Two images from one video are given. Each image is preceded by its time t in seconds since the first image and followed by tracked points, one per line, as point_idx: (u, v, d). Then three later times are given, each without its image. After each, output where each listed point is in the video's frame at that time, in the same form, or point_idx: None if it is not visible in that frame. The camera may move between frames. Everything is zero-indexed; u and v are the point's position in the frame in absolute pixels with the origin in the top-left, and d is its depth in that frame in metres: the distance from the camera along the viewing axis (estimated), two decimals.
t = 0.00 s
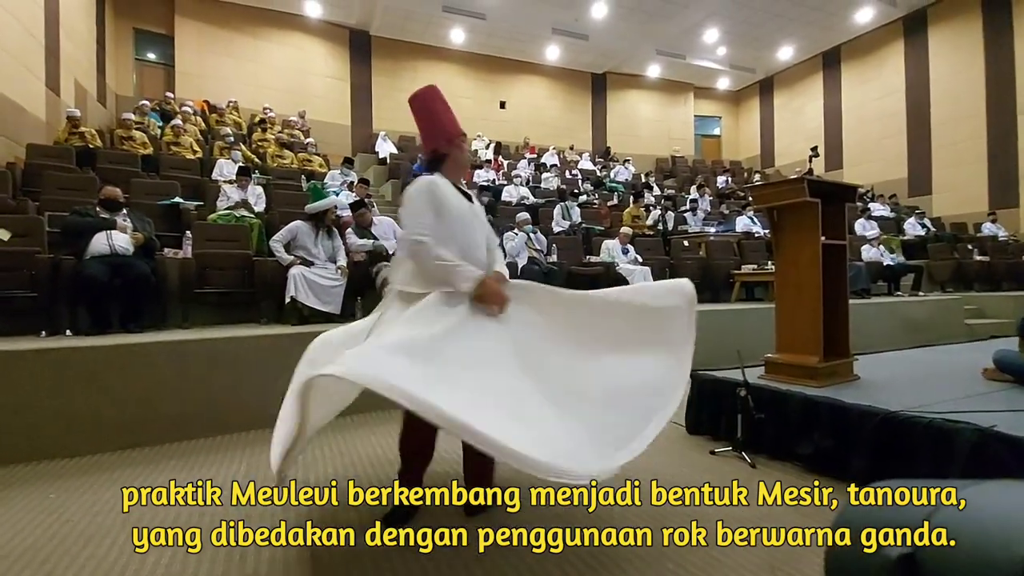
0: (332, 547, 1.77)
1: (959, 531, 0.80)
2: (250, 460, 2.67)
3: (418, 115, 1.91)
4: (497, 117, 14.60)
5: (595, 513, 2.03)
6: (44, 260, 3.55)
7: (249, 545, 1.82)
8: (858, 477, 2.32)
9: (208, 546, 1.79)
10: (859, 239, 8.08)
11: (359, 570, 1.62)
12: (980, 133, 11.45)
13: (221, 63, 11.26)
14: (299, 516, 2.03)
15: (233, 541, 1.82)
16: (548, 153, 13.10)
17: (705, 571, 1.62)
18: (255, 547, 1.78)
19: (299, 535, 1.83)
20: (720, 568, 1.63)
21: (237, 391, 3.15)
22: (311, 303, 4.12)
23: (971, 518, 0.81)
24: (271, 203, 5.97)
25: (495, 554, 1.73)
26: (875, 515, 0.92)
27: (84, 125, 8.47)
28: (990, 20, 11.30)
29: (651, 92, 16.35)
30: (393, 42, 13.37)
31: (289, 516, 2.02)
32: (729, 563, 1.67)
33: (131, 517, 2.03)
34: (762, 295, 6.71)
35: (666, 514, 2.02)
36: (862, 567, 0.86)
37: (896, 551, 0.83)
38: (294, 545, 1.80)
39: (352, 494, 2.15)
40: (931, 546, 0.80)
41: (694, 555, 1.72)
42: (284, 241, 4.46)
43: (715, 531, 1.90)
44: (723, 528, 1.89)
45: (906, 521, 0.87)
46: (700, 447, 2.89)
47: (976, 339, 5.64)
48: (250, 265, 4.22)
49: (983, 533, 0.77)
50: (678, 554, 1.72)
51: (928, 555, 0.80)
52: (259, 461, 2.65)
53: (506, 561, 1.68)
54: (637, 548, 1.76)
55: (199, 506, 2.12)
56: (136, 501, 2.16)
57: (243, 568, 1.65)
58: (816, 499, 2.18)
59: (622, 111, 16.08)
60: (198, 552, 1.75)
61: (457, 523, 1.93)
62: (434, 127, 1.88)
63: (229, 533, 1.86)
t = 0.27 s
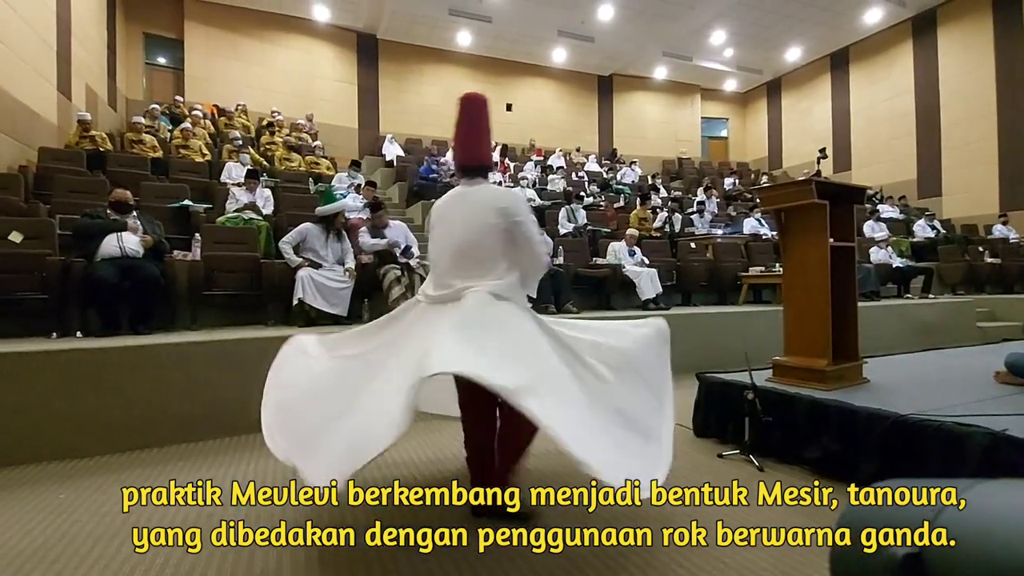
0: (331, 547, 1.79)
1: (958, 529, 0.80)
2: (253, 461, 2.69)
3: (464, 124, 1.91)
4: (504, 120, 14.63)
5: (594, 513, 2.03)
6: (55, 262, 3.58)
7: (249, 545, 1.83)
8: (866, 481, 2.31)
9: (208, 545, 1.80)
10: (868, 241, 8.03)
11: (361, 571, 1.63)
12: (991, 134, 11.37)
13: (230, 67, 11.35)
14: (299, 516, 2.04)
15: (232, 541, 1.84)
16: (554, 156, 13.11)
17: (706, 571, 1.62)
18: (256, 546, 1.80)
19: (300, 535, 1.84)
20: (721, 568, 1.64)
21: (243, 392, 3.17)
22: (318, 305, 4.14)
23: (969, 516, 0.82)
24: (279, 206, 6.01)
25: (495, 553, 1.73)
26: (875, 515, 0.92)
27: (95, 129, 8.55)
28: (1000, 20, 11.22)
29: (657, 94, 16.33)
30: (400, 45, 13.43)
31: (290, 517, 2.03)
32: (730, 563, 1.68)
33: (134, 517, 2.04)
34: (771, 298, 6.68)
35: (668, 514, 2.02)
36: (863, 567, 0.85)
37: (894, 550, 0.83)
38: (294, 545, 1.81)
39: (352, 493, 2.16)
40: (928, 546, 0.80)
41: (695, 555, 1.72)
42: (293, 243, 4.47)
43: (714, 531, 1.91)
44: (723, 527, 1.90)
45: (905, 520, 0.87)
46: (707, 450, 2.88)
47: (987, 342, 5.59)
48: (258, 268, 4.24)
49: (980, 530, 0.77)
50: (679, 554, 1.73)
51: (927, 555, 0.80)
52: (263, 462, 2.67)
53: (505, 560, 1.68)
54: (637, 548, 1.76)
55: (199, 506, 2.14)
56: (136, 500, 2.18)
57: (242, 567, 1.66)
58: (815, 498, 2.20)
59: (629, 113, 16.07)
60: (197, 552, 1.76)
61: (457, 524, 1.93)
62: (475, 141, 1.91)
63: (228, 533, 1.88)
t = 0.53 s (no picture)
0: (331, 547, 1.80)
1: (962, 539, 0.79)
2: (256, 461, 2.71)
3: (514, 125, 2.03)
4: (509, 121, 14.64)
5: (595, 513, 2.03)
6: (64, 264, 3.60)
7: (250, 545, 1.84)
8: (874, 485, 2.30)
9: (208, 546, 1.81)
10: (876, 242, 7.98)
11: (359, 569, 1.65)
12: (1000, 134, 11.28)
13: (237, 70, 11.41)
14: (299, 516, 2.06)
15: (232, 541, 1.85)
16: (559, 157, 13.11)
17: (707, 571, 1.63)
18: (257, 545, 1.82)
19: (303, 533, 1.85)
20: (722, 568, 1.64)
21: (247, 394, 3.17)
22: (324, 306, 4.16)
23: (974, 523, 0.81)
24: (285, 208, 6.02)
25: (495, 554, 1.73)
26: (879, 515, 0.91)
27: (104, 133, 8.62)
28: (1009, 19, 11.14)
29: (663, 95, 16.30)
30: (406, 48, 13.46)
31: (292, 517, 2.05)
32: (731, 563, 1.68)
33: (139, 517, 2.06)
34: (777, 299, 6.65)
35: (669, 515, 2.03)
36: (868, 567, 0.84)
37: (899, 556, 0.82)
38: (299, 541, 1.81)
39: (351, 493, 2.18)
40: (930, 550, 0.80)
41: (696, 555, 1.73)
42: (298, 245, 4.46)
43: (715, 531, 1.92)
44: (723, 527, 1.91)
45: (907, 522, 0.87)
46: (714, 452, 2.87)
47: (996, 343, 5.55)
48: (264, 269, 4.24)
49: (986, 546, 0.76)
50: (681, 554, 1.73)
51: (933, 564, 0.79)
52: (265, 462, 2.69)
53: (505, 561, 1.69)
54: (638, 548, 1.76)
55: (200, 506, 2.16)
56: (136, 501, 2.20)
57: (243, 567, 1.67)
58: (816, 499, 2.24)
59: (634, 114, 16.05)
60: (198, 552, 1.77)
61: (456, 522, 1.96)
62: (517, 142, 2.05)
63: (228, 533, 1.89)
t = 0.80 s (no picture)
0: (331, 547, 1.81)
1: (959, 541, 0.79)
2: (258, 462, 2.72)
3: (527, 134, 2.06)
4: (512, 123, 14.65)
5: (596, 514, 2.05)
6: (70, 266, 3.62)
7: (249, 545, 1.85)
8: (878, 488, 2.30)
9: (208, 546, 1.82)
10: (881, 244, 7.95)
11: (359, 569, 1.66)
12: (1006, 135, 11.24)
13: (242, 73, 11.46)
14: (300, 516, 2.07)
15: (233, 541, 1.86)
16: (563, 159, 13.12)
17: (708, 571, 1.64)
18: (258, 545, 1.83)
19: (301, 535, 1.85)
20: (721, 567, 1.66)
21: (251, 396, 3.18)
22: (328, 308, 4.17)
23: (975, 525, 0.80)
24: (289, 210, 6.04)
25: (494, 553, 1.74)
26: (880, 515, 0.91)
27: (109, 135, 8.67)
28: (1014, 20, 11.11)
29: (666, 97, 16.29)
30: (409, 50, 13.50)
31: (292, 518, 2.05)
32: (732, 562, 1.70)
33: (141, 518, 2.07)
34: (781, 301, 6.63)
35: (669, 516, 2.04)
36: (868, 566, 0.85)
37: (902, 555, 0.82)
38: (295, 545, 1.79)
39: (351, 494, 2.20)
40: (927, 549, 0.80)
41: (696, 555, 1.75)
42: (300, 248, 4.46)
43: (715, 532, 1.94)
44: (724, 528, 1.93)
45: (906, 521, 0.87)
46: (717, 454, 2.87)
47: (1003, 346, 5.52)
48: (268, 271, 4.29)
49: (984, 546, 0.76)
50: (680, 554, 1.75)
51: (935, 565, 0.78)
52: (267, 463, 2.71)
53: (505, 560, 1.70)
54: (639, 548, 1.78)
55: (200, 506, 2.17)
56: (136, 501, 2.22)
57: (244, 567, 1.68)
58: (816, 499, 2.26)
59: (638, 116, 16.04)
60: (198, 552, 1.78)
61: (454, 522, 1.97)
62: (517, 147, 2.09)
63: (228, 533, 1.90)
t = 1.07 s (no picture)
0: (331, 547, 1.81)
1: (963, 544, 0.79)
2: (260, 462, 2.73)
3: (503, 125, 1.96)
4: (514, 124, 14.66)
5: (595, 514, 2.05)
6: (72, 267, 3.63)
7: (249, 545, 1.86)
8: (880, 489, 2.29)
9: (208, 546, 1.83)
10: (884, 245, 7.93)
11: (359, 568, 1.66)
12: (1009, 136, 11.21)
13: (244, 74, 11.49)
14: (300, 516, 2.07)
15: (233, 541, 1.86)
16: (565, 160, 13.11)
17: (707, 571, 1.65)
18: (258, 545, 1.83)
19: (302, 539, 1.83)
20: (722, 567, 1.67)
21: (252, 397, 3.18)
22: (329, 309, 4.18)
23: (979, 527, 0.80)
24: (291, 211, 6.04)
25: (495, 553, 1.74)
26: (879, 515, 0.91)
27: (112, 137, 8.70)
28: (1017, 21, 11.08)
29: (668, 98, 16.29)
30: (411, 52, 13.52)
31: (292, 517, 2.06)
32: (731, 562, 1.70)
33: (143, 518, 2.08)
34: (783, 302, 6.62)
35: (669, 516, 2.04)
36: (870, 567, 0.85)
37: (907, 557, 0.82)
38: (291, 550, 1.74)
39: (351, 494, 2.20)
40: (933, 552, 0.80)
41: (698, 554, 1.75)
42: (299, 250, 4.52)
43: (716, 532, 1.95)
44: (724, 528, 1.94)
45: (907, 521, 0.87)
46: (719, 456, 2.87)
47: (1007, 347, 5.50)
48: (270, 272, 4.29)
49: (987, 550, 0.76)
50: (682, 554, 1.76)
51: (942, 567, 0.78)
52: (269, 463, 2.72)
53: (505, 560, 1.70)
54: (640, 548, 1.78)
55: (200, 506, 2.18)
56: (136, 501, 2.23)
57: (244, 567, 1.68)
58: (815, 499, 2.27)
59: (639, 117, 16.04)
60: (198, 552, 1.79)
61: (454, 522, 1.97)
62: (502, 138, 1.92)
63: (228, 533, 1.91)
